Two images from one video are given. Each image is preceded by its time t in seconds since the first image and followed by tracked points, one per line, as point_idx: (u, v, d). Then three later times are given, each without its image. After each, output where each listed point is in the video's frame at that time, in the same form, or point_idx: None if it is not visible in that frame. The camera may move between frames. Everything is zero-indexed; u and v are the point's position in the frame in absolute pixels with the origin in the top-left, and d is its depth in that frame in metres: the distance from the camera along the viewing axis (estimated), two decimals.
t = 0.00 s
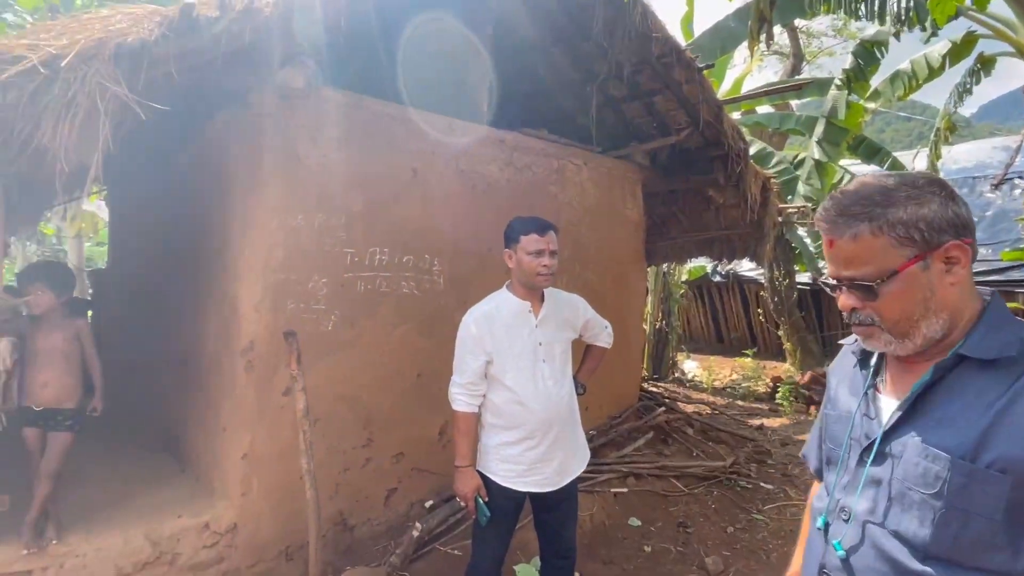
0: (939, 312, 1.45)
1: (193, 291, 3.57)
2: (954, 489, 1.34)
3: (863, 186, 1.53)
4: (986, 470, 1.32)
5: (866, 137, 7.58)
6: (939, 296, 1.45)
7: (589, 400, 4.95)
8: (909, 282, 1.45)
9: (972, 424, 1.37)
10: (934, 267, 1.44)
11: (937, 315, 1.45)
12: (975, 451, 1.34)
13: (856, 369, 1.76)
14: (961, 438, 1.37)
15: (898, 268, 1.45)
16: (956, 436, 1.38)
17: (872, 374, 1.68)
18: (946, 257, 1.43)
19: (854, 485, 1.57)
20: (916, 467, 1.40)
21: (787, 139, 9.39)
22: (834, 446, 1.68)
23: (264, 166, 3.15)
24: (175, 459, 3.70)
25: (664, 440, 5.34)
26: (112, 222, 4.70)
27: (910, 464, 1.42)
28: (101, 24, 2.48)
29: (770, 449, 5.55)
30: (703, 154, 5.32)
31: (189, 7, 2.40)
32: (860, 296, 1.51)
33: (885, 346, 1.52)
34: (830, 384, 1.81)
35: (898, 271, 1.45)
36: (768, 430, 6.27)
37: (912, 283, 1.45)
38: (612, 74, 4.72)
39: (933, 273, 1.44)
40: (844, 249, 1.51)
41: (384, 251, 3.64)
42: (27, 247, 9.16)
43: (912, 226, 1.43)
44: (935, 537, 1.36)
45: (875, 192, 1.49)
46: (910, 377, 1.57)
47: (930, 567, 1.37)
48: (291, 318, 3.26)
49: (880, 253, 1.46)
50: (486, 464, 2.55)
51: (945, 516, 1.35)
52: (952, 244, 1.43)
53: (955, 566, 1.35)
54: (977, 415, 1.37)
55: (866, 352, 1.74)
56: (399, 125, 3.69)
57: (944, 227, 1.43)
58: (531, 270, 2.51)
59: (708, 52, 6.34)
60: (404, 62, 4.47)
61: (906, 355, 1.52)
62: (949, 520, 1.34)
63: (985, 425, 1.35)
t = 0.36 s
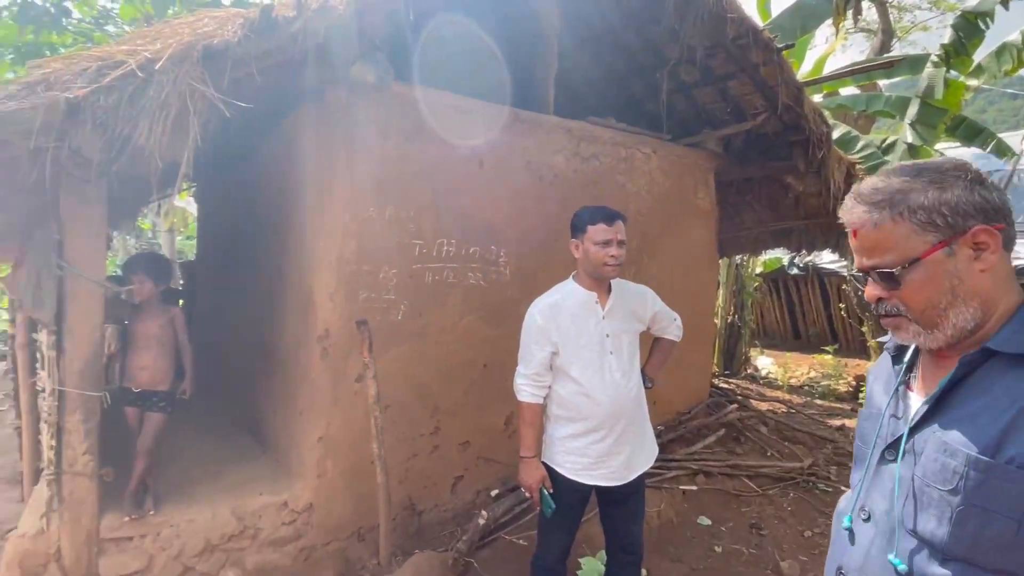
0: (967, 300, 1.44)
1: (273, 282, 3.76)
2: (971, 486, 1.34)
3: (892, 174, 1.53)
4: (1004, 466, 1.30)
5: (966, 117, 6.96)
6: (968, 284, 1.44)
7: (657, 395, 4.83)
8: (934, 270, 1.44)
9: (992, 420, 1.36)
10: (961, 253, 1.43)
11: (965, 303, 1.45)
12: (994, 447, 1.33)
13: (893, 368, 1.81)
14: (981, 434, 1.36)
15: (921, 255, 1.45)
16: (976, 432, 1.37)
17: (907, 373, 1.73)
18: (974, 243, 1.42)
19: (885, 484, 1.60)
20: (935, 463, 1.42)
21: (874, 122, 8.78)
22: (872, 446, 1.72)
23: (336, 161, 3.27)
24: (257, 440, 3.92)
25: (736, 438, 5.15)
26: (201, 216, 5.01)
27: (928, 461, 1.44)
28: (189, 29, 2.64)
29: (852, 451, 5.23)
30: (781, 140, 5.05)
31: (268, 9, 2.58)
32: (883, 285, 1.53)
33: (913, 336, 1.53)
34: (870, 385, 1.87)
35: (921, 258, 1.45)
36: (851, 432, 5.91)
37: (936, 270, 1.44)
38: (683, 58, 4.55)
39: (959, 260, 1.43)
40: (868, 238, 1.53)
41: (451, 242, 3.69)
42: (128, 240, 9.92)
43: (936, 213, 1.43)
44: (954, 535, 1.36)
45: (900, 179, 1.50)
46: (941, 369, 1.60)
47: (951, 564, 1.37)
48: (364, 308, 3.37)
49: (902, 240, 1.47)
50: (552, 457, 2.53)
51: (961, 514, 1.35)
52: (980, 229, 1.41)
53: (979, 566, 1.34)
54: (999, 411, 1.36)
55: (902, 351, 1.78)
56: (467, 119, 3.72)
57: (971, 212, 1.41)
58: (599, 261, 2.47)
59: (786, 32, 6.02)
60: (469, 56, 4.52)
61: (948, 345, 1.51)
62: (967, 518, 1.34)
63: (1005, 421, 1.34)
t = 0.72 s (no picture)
0: (913, 285, 1.50)
1: (349, 271, 3.85)
2: (922, 462, 1.40)
3: (845, 173, 1.61)
4: (951, 442, 1.36)
5: None
6: (913, 270, 1.50)
7: (734, 391, 4.62)
8: (877, 257, 1.51)
9: (943, 400, 1.41)
10: (902, 241, 1.49)
11: (910, 288, 1.50)
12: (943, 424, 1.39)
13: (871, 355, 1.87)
14: (933, 413, 1.42)
15: (866, 245, 1.53)
16: (928, 410, 1.43)
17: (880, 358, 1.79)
18: (914, 231, 1.48)
19: (854, 465, 1.67)
20: (893, 442, 1.48)
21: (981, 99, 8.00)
22: (849, 430, 1.79)
23: (409, 153, 3.29)
24: (333, 425, 4.04)
25: (820, 439, 4.86)
26: (282, 208, 5.20)
27: (887, 441, 1.51)
28: (273, 23, 2.70)
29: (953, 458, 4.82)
30: (876, 120, 4.67)
31: (347, 0, 2.57)
32: (838, 275, 1.61)
33: (873, 322, 1.59)
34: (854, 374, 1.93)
35: (865, 248, 1.53)
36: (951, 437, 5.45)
37: (880, 258, 1.51)
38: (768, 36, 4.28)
39: (902, 248, 1.49)
40: (821, 232, 1.61)
41: (522, 232, 3.65)
42: (215, 232, 10.46)
43: (877, 205, 1.50)
44: (907, 508, 1.43)
45: (850, 177, 1.58)
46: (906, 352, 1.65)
47: (905, 536, 1.44)
48: (436, 297, 3.38)
49: (850, 232, 1.55)
50: (628, 452, 2.45)
51: (914, 489, 1.41)
52: (919, 217, 1.47)
53: (930, 538, 1.40)
54: (949, 391, 1.41)
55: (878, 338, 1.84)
56: (539, 106, 3.65)
57: (910, 202, 1.47)
58: (680, 249, 2.36)
59: (882, 4, 5.57)
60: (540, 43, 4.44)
61: (909, 328, 1.56)
62: (919, 492, 1.40)
63: (953, 399, 1.39)
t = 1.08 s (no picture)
0: (974, 266, 1.32)
1: (420, 260, 3.84)
2: (967, 452, 1.27)
3: (899, 139, 1.42)
4: (1000, 432, 1.22)
5: None
6: (975, 249, 1.31)
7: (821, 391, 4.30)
8: (936, 235, 1.33)
9: (994, 387, 1.27)
10: (966, 218, 1.31)
11: (972, 270, 1.32)
12: (992, 413, 1.26)
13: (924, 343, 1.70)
14: (981, 401, 1.28)
15: (923, 221, 1.34)
16: (976, 398, 1.30)
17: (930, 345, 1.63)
18: (980, 205, 1.29)
19: (899, 458, 1.54)
20: (940, 431, 1.35)
21: None
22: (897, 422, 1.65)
23: (479, 139, 3.21)
24: (404, 413, 4.06)
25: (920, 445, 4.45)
26: (354, 199, 5.27)
27: (934, 431, 1.38)
28: (348, 9, 2.69)
29: None
30: (993, 94, 4.19)
31: None
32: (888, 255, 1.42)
33: (927, 306, 1.42)
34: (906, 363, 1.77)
35: (923, 225, 1.34)
36: None
37: (939, 236, 1.33)
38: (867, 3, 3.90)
39: (965, 225, 1.31)
40: (870, 205, 1.42)
41: (595, 220, 3.51)
42: (292, 224, 10.86)
43: (938, 176, 1.31)
44: (953, 505, 1.30)
45: (905, 144, 1.39)
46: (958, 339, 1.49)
47: (952, 535, 1.31)
48: (507, 287, 3.31)
49: (904, 206, 1.36)
50: (715, 454, 2.29)
51: (960, 483, 1.28)
52: (986, 191, 1.28)
53: (979, 538, 1.26)
54: (1001, 379, 1.27)
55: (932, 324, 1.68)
56: (614, 88, 3.49)
57: (976, 173, 1.29)
58: (775, 237, 2.18)
59: None
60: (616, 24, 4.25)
61: (966, 314, 1.39)
62: (966, 488, 1.27)
63: (1005, 388, 1.25)
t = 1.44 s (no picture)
0: (994, 275, 1.20)
1: (487, 256, 3.75)
2: (943, 484, 1.18)
3: (958, 110, 1.26)
4: (976, 471, 1.11)
5: None
6: (997, 257, 1.19)
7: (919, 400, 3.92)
8: (958, 232, 1.23)
9: (985, 422, 1.15)
10: (994, 220, 1.18)
11: (991, 278, 1.21)
12: (976, 449, 1.14)
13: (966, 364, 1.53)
14: (970, 434, 1.17)
15: (948, 216, 1.25)
16: (969, 429, 1.18)
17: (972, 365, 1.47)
18: (1014, 206, 1.15)
19: (903, 478, 1.43)
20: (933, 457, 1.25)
21: None
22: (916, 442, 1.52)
23: (550, 131, 3.08)
24: (469, 411, 4.00)
25: None
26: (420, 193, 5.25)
27: (928, 456, 1.28)
28: None
29: None
30: None
31: None
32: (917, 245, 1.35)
33: (950, 307, 1.33)
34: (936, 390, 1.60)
35: (946, 220, 1.25)
36: None
37: (961, 233, 1.23)
38: None
39: (991, 228, 1.19)
40: (906, 188, 1.34)
41: (672, 214, 3.31)
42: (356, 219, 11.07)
43: (969, 166, 1.19)
44: (923, 535, 1.21)
45: (957, 121, 1.24)
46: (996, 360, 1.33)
47: (915, 563, 1.24)
48: (577, 285, 3.16)
49: (934, 195, 1.26)
50: (814, 473, 2.08)
51: (931, 512, 1.20)
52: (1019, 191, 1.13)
53: (941, 575, 1.17)
54: (993, 415, 1.15)
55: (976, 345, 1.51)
56: (694, 73, 3.27)
57: (1016, 166, 1.13)
58: (888, 234, 1.93)
59: None
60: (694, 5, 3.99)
61: (995, 326, 1.26)
62: (936, 519, 1.18)
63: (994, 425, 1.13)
